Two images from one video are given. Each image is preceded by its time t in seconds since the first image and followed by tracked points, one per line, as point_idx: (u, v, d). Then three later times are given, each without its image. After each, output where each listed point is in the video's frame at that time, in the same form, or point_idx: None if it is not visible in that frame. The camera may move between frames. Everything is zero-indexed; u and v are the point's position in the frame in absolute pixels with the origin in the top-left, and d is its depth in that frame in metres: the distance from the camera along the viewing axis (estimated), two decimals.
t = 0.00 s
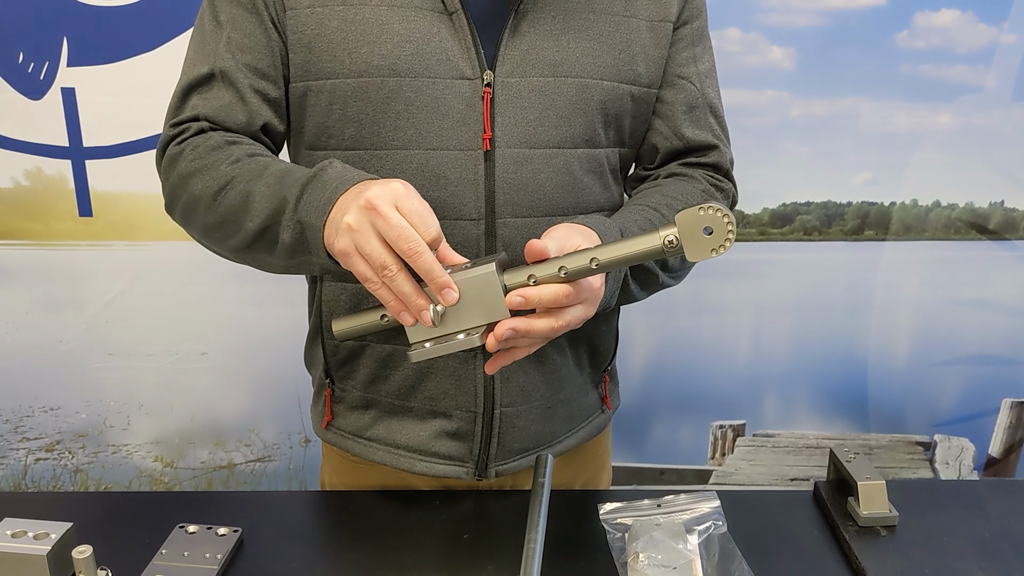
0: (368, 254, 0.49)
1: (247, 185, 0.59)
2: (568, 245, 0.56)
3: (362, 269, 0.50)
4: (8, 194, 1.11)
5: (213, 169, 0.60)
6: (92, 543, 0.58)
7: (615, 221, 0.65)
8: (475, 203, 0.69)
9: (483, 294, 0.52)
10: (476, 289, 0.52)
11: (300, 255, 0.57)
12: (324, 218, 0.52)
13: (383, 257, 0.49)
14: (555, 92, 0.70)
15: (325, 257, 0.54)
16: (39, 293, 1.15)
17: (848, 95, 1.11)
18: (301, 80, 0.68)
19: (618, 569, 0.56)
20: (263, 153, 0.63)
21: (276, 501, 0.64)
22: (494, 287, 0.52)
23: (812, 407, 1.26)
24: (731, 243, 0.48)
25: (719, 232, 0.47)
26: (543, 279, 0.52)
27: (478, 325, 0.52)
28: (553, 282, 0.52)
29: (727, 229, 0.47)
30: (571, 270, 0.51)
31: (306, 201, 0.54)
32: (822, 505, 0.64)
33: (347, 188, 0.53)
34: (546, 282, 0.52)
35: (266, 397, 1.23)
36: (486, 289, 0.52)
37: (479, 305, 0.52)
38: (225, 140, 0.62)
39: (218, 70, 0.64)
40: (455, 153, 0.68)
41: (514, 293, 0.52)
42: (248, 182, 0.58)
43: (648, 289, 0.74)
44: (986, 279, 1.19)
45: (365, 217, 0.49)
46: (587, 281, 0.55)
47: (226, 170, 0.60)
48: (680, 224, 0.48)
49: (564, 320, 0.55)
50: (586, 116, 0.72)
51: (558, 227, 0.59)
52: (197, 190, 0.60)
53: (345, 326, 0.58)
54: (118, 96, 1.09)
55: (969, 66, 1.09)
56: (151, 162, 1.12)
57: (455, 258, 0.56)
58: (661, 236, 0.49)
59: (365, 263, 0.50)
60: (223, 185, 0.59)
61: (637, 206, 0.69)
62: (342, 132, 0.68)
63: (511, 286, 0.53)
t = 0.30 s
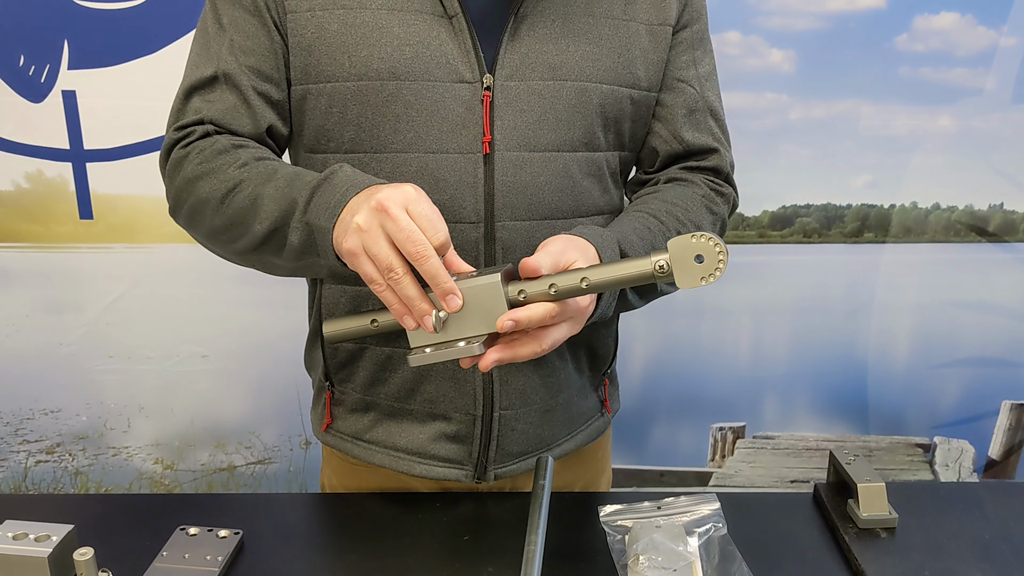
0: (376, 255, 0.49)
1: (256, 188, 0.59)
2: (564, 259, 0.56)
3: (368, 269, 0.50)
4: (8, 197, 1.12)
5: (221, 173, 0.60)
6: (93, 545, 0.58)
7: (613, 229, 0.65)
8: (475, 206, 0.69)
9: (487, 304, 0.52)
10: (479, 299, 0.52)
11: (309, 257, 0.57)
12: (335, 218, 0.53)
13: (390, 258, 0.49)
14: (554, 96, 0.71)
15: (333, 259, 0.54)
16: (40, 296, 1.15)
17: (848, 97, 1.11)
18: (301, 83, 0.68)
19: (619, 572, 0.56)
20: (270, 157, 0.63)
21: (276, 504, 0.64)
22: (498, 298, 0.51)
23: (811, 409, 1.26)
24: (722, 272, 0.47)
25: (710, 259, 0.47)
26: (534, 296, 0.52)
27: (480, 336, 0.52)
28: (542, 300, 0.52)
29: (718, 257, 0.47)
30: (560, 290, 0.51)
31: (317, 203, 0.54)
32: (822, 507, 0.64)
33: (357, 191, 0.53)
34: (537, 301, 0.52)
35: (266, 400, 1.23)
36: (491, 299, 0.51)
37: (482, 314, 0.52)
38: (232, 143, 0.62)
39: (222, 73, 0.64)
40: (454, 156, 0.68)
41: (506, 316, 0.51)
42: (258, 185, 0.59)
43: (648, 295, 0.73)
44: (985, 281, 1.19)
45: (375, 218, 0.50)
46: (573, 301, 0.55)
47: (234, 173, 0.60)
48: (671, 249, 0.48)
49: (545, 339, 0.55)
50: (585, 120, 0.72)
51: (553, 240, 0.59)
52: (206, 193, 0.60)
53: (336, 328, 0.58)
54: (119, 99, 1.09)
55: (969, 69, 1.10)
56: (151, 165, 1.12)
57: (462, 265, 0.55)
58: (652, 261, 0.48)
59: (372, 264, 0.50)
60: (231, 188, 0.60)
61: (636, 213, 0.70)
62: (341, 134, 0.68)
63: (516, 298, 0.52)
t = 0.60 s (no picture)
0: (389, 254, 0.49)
1: (267, 188, 0.59)
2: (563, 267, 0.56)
3: (380, 268, 0.50)
4: (9, 198, 1.12)
5: (228, 173, 0.60)
6: (94, 546, 0.58)
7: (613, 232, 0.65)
8: (476, 207, 0.69)
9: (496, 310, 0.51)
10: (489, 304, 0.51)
11: (319, 258, 0.57)
12: (349, 218, 0.53)
13: (402, 258, 0.49)
14: (556, 98, 0.71)
15: (345, 258, 0.54)
16: (40, 297, 1.15)
17: (848, 99, 1.11)
18: (302, 85, 0.68)
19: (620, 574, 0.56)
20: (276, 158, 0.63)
21: (278, 505, 0.64)
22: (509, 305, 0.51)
23: (812, 411, 1.26)
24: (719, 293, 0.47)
25: (708, 280, 0.47)
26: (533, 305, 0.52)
27: (487, 341, 0.52)
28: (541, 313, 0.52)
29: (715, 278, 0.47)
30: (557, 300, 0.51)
31: (329, 205, 0.54)
32: (823, 508, 0.64)
33: (373, 192, 0.53)
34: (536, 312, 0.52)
35: (267, 401, 1.23)
36: (500, 305, 0.52)
37: (490, 320, 0.52)
38: (239, 144, 0.63)
39: (226, 73, 0.65)
40: (456, 158, 0.68)
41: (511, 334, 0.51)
42: (267, 187, 0.59)
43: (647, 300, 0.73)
44: (986, 283, 1.19)
45: (390, 217, 0.50)
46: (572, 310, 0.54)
47: (242, 175, 0.60)
48: (671, 266, 0.48)
49: (539, 351, 0.54)
50: (586, 122, 0.72)
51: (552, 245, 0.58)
52: (212, 195, 0.60)
53: (334, 324, 0.58)
54: (121, 101, 1.09)
55: (969, 70, 1.10)
56: (152, 166, 1.12)
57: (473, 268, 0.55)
58: (650, 277, 0.49)
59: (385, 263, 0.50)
60: (239, 190, 0.60)
61: (638, 216, 0.70)
62: (342, 136, 0.69)
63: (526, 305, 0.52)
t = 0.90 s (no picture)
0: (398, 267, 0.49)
1: (275, 197, 0.59)
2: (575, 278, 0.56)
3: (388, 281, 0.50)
4: (9, 200, 1.12)
5: (236, 180, 0.61)
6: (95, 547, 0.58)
7: (614, 239, 0.65)
8: (476, 209, 0.69)
9: (505, 324, 0.52)
10: (498, 317, 0.52)
11: (327, 266, 0.57)
12: (358, 229, 0.52)
13: (411, 272, 0.49)
14: (556, 102, 0.71)
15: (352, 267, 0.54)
16: (41, 299, 1.16)
17: (848, 100, 1.12)
18: (303, 88, 0.68)
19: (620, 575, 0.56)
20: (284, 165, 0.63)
21: (278, 506, 0.64)
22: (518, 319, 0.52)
23: (811, 412, 1.27)
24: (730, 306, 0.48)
25: (717, 293, 0.48)
26: (542, 321, 0.53)
27: (496, 354, 0.52)
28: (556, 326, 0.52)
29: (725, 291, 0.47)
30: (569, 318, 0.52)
31: (338, 214, 0.54)
32: (822, 509, 0.64)
33: (383, 204, 0.53)
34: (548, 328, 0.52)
35: (268, 403, 1.23)
36: (507, 318, 0.52)
37: (498, 334, 0.52)
38: (247, 152, 0.62)
39: (229, 77, 0.65)
40: (456, 161, 0.69)
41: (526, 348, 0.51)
42: (276, 195, 0.59)
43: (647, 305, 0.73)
44: (985, 284, 1.20)
45: (400, 229, 0.50)
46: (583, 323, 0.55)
47: (251, 182, 0.60)
48: (680, 282, 0.48)
49: (546, 363, 0.55)
50: (585, 125, 0.73)
51: (564, 254, 0.59)
52: (221, 202, 0.61)
53: (342, 339, 0.58)
54: (122, 103, 1.09)
55: (968, 72, 1.10)
56: (153, 168, 1.12)
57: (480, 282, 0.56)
58: (660, 293, 0.49)
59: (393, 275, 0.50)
60: (247, 197, 0.60)
61: (637, 222, 0.70)
62: (343, 139, 0.69)
63: (536, 318, 0.53)
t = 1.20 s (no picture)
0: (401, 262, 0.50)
1: (276, 196, 0.59)
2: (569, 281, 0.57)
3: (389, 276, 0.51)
4: (9, 203, 1.12)
5: (236, 180, 0.61)
6: (95, 548, 0.58)
7: (609, 244, 0.66)
8: (470, 212, 0.70)
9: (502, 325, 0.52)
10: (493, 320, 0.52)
11: (327, 266, 0.57)
12: (361, 230, 0.53)
13: (413, 271, 0.49)
14: (551, 105, 0.71)
15: (352, 270, 0.54)
16: (40, 301, 1.16)
17: (846, 103, 1.12)
18: (300, 89, 0.68)
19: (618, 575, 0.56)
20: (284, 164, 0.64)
21: (277, 507, 0.65)
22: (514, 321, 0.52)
23: (810, 414, 1.27)
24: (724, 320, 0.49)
25: (713, 306, 0.49)
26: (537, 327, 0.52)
27: (494, 357, 0.52)
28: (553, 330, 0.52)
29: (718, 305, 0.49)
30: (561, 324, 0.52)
31: (339, 214, 0.55)
32: (819, 510, 0.64)
33: (385, 205, 0.54)
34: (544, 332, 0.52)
35: (267, 405, 1.23)
36: (507, 322, 0.52)
37: (497, 336, 0.52)
38: (248, 152, 0.63)
39: (229, 76, 0.65)
40: (451, 164, 0.69)
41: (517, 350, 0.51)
42: (277, 194, 0.59)
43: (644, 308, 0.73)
44: (984, 286, 1.20)
45: (405, 226, 0.50)
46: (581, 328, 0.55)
47: (251, 181, 0.60)
48: (675, 293, 0.49)
49: (545, 366, 0.55)
50: (580, 129, 0.73)
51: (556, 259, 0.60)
52: (221, 202, 0.61)
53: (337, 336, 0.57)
54: (122, 105, 1.10)
55: (966, 74, 1.10)
56: (152, 170, 1.12)
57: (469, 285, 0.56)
58: (655, 303, 0.50)
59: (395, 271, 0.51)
60: (247, 196, 0.60)
61: (634, 226, 0.70)
62: (339, 140, 0.69)
63: (533, 323, 0.53)
